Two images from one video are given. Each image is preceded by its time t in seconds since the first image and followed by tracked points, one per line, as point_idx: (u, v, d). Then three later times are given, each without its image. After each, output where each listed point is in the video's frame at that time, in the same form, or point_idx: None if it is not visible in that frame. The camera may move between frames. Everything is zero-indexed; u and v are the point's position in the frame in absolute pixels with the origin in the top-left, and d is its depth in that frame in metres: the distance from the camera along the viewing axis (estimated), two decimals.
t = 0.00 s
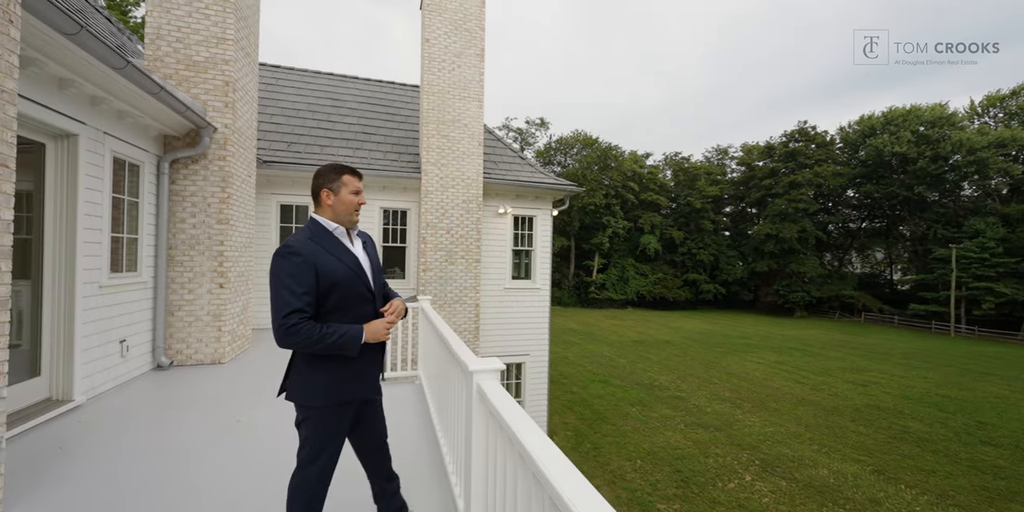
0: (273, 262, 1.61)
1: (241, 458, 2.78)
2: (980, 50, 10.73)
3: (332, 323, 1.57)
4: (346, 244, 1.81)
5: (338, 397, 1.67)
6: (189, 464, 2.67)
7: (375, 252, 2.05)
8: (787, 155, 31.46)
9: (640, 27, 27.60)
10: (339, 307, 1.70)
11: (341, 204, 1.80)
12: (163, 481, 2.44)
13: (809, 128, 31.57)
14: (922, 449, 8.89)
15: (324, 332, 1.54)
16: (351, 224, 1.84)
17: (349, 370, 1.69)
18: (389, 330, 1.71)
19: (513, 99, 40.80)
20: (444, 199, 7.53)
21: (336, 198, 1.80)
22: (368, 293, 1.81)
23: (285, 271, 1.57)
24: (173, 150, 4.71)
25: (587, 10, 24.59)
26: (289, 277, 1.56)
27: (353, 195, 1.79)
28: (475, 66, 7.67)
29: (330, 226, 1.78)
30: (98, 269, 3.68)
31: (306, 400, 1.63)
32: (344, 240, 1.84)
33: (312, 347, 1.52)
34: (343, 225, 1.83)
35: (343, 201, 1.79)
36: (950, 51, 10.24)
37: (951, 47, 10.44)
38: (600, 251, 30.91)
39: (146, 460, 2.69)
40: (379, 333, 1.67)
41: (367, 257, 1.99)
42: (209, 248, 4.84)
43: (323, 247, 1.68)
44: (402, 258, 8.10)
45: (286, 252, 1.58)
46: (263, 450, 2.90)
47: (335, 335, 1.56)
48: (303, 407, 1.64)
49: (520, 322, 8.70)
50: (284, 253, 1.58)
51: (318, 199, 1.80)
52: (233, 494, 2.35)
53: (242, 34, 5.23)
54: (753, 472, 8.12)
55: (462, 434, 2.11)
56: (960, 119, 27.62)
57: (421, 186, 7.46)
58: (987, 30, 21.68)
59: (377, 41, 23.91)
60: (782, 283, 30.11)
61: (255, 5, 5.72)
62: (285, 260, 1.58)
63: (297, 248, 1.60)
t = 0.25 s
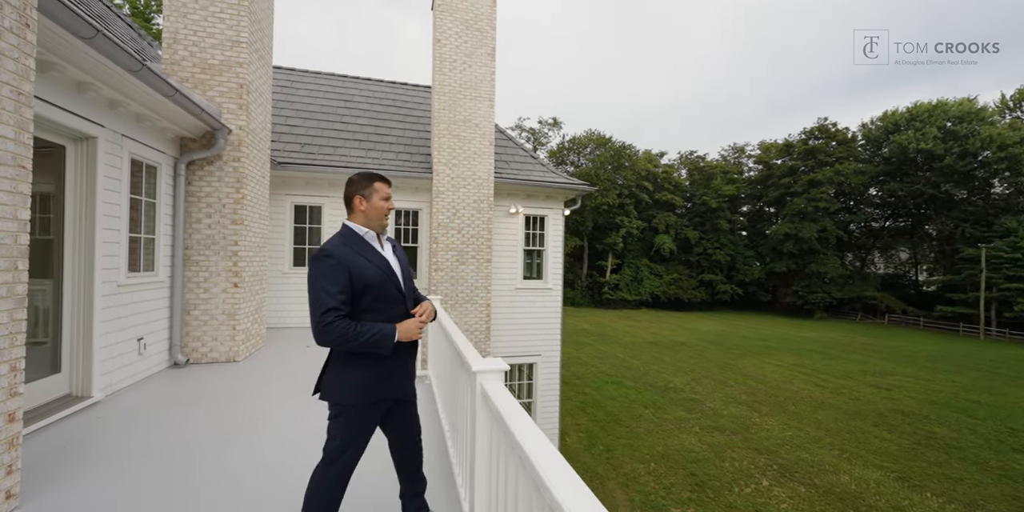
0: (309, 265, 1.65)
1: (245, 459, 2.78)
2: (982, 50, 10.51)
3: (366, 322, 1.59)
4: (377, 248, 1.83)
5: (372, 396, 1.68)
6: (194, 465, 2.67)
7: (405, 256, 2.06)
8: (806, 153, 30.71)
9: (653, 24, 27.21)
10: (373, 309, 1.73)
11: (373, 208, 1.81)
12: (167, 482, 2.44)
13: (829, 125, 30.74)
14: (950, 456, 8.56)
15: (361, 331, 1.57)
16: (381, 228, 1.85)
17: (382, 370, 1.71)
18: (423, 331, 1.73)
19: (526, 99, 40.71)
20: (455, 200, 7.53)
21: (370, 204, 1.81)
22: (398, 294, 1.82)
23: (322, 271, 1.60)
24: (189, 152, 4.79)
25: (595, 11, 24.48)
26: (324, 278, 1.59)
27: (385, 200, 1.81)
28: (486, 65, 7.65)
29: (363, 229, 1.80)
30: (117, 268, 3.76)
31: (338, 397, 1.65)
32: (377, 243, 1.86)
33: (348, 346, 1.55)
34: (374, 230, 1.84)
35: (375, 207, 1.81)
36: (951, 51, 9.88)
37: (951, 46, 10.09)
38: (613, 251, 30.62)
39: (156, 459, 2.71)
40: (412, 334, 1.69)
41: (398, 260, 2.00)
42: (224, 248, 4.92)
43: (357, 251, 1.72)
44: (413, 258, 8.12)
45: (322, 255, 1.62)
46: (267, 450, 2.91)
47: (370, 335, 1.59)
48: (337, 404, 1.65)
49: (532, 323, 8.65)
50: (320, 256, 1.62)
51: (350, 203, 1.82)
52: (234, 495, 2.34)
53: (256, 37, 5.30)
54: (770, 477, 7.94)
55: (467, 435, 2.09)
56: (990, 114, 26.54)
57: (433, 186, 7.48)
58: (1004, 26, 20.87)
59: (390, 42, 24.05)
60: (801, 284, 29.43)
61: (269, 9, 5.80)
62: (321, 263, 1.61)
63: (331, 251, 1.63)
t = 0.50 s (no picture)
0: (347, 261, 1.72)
1: (249, 458, 2.77)
2: (981, 51, 10.08)
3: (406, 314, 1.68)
4: (409, 245, 1.93)
5: (408, 386, 1.80)
6: (197, 464, 2.67)
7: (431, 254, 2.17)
8: (821, 151, 30.09)
9: (663, 22, 26.85)
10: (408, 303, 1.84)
11: (407, 207, 1.92)
12: (170, 482, 2.43)
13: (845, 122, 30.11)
14: (973, 463, 8.29)
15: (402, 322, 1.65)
16: (413, 226, 1.96)
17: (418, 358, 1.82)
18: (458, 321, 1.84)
19: (535, 99, 40.57)
20: (463, 199, 7.51)
21: (404, 203, 1.92)
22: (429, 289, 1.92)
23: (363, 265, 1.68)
24: (199, 153, 4.85)
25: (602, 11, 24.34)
26: (366, 272, 1.67)
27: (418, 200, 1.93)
28: (494, 64, 7.62)
29: (396, 228, 1.90)
30: (127, 268, 3.81)
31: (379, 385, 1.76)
32: (408, 240, 1.96)
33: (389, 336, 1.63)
34: (406, 227, 1.95)
35: (408, 206, 1.92)
36: (951, 52, 9.54)
37: (950, 46, 9.75)
38: (624, 251, 30.36)
39: (164, 458, 2.71)
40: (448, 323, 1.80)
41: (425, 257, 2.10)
42: (235, 248, 4.97)
43: (392, 247, 1.81)
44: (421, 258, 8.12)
45: (361, 250, 1.70)
46: (271, 449, 2.90)
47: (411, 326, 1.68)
48: (378, 393, 1.76)
49: (541, 323, 8.60)
50: (359, 251, 1.70)
51: (386, 203, 1.92)
52: (236, 496, 2.32)
53: (265, 38, 5.34)
54: (784, 482, 7.79)
55: (469, 436, 2.06)
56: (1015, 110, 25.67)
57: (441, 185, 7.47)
58: None
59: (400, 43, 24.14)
60: (816, 284, 28.89)
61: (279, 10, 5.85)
62: (360, 258, 1.69)
63: (370, 247, 1.72)
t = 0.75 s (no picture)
0: (377, 258, 1.70)
1: (254, 458, 2.75)
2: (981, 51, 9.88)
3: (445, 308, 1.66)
4: (432, 245, 1.94)
5: (432, 383, 1.78)
6: (202, 464, 2.65)
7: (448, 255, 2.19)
8: (837, 149, 29.49)
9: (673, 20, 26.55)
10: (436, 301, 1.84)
11: (432, 208, 1.95)
12: (175, 482, 2.42)
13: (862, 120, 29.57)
14: (997, 469, 8.02)
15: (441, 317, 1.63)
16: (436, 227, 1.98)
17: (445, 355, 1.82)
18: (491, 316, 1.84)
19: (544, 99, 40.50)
20: (472, 199, 7.49)
21: (429, 204, 1.95)
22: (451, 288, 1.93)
23: (396, 261, 1.67)
24: (210, 153, 4.89)
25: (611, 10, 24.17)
26: (401, 268, 1.66)
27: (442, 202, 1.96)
28: (502, 63, 7.58)
29: (420, 227, 1.91)
30: (138, 267, 3.84)
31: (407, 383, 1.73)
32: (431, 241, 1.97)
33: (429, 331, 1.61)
34: (430, 227, 1.97)
35: (432, 208, 1.94)
36: (951, 52, 9.23)
37: (950, 46, 9.45)
38: (634, 251, 30.09)
39: (170, 458, 2.69)
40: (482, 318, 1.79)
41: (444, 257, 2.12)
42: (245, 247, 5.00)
43: (419, 245, 1.81)
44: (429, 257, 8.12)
45: (393, 248, 1.68)
46: (276, 450, 2.87)
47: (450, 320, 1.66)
48: (406, 390, 1.74)
49: (551, 324, 8.53)
50: (391, 248, 1.68)
51: (411, 203, 1.92)
52: (241, 496, 2.30)
53: (275, 39, 5.37)
54: (799, 486, 7.62)
55: (472, 438, 2.02)
56: None
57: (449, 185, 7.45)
58: None
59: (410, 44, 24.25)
60: (832, 285, 28.32)
61: (288, 11, 5.88)
62: (392, 255, 1.68)
63: (400, 245, 1.71)
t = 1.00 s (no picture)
0: (392, 255, 1.68)
1: (261, 458, 2.73)
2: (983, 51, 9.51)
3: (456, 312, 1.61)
4: (450, 247, 1.90)
5: (441, 386, 1.73)
6: (208, 465, 2.63)
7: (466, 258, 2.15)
8: (856, 147, 28.75)
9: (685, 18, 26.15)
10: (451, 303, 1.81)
11: (451, 209, 1.92)
12: (180, 482, 2.40)
13: (882, 117, 28.87)
14: None
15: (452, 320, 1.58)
16: (453, 228, 1.94)
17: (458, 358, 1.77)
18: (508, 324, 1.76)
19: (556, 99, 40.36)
20: (482, 199, 7.45)
21: (448, 205, 1.92)
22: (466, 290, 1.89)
23: (411, 260, 1.64)
24: (223, 154, 4.94)
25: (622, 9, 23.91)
26: (415, 267, 1.63)
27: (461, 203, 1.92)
28: (513, 62, 7.53)
29: (439, 228, 1.88)
30: (152, 267, 3.88)
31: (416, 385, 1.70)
32: (449, 242, 1.94)
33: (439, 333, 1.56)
34: (448, 228, 1.94)
35: (450, 208, 1.91)
36: (950, 53, 8.83)
37: (949, 47, 9.08)
38: (647, 251, 29.76)
39: (177, 458, 2.69)
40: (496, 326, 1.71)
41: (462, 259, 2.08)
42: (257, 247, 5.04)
43: (436, 245, 1.78)
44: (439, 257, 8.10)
45: (410, 246, 1.66)
46: (281, 451, 2.85)
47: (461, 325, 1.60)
48: (418, 392, 1.70)
49: (562, 325, 8.45)
50: (408, 247, 1.66)
51: (431, 203, 1.90)
52: (244, 497, 2.27)
53: (286, 40, 5.41)
54: (817, 494, 7.42)
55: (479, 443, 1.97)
56: None
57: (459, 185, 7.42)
58: None
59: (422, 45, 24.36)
60: (851, 286, 27.63)
61: (300, 12, 5.91)
62: (409, 253, 1.65)
63: (417, 243, 1.68)
